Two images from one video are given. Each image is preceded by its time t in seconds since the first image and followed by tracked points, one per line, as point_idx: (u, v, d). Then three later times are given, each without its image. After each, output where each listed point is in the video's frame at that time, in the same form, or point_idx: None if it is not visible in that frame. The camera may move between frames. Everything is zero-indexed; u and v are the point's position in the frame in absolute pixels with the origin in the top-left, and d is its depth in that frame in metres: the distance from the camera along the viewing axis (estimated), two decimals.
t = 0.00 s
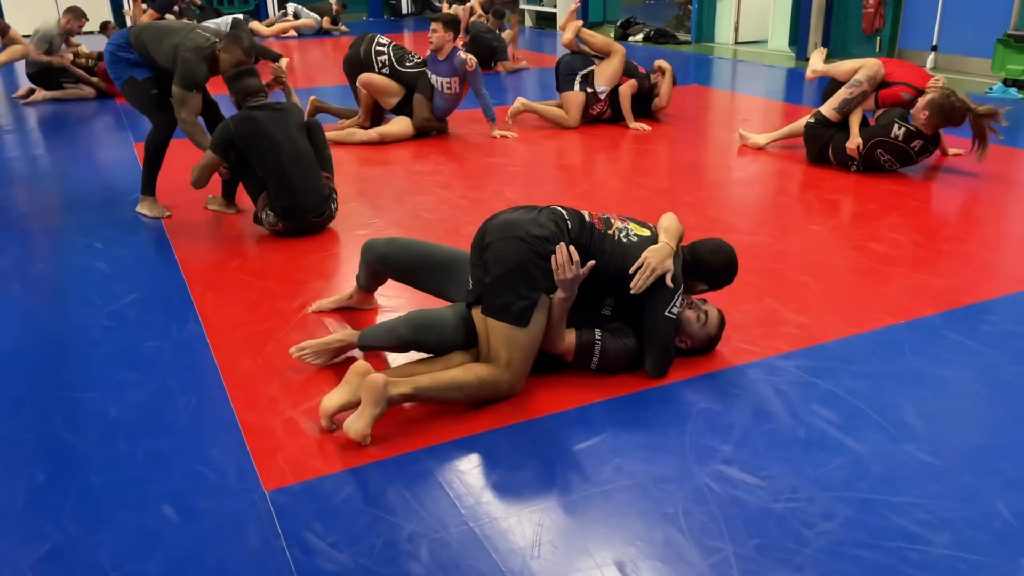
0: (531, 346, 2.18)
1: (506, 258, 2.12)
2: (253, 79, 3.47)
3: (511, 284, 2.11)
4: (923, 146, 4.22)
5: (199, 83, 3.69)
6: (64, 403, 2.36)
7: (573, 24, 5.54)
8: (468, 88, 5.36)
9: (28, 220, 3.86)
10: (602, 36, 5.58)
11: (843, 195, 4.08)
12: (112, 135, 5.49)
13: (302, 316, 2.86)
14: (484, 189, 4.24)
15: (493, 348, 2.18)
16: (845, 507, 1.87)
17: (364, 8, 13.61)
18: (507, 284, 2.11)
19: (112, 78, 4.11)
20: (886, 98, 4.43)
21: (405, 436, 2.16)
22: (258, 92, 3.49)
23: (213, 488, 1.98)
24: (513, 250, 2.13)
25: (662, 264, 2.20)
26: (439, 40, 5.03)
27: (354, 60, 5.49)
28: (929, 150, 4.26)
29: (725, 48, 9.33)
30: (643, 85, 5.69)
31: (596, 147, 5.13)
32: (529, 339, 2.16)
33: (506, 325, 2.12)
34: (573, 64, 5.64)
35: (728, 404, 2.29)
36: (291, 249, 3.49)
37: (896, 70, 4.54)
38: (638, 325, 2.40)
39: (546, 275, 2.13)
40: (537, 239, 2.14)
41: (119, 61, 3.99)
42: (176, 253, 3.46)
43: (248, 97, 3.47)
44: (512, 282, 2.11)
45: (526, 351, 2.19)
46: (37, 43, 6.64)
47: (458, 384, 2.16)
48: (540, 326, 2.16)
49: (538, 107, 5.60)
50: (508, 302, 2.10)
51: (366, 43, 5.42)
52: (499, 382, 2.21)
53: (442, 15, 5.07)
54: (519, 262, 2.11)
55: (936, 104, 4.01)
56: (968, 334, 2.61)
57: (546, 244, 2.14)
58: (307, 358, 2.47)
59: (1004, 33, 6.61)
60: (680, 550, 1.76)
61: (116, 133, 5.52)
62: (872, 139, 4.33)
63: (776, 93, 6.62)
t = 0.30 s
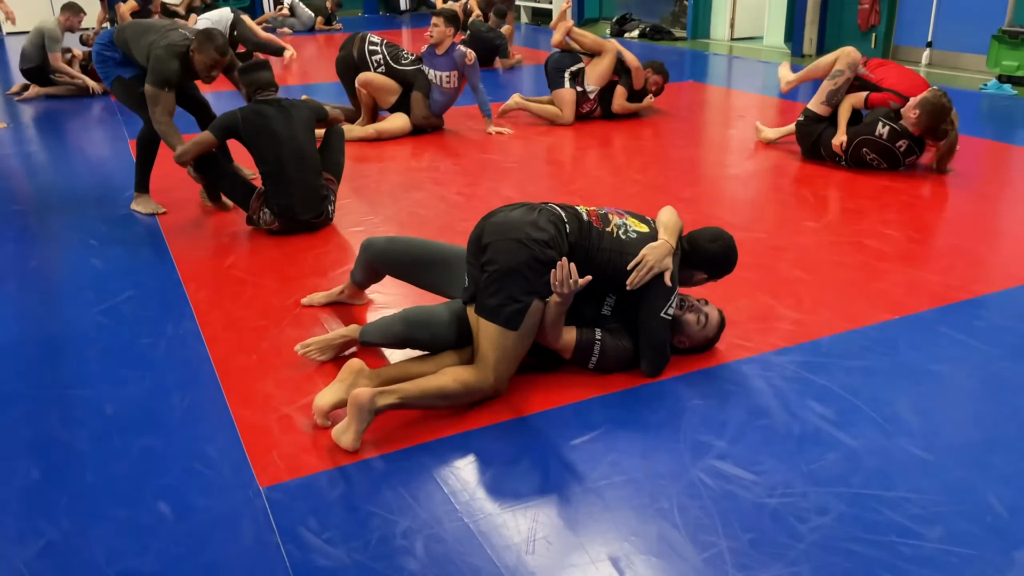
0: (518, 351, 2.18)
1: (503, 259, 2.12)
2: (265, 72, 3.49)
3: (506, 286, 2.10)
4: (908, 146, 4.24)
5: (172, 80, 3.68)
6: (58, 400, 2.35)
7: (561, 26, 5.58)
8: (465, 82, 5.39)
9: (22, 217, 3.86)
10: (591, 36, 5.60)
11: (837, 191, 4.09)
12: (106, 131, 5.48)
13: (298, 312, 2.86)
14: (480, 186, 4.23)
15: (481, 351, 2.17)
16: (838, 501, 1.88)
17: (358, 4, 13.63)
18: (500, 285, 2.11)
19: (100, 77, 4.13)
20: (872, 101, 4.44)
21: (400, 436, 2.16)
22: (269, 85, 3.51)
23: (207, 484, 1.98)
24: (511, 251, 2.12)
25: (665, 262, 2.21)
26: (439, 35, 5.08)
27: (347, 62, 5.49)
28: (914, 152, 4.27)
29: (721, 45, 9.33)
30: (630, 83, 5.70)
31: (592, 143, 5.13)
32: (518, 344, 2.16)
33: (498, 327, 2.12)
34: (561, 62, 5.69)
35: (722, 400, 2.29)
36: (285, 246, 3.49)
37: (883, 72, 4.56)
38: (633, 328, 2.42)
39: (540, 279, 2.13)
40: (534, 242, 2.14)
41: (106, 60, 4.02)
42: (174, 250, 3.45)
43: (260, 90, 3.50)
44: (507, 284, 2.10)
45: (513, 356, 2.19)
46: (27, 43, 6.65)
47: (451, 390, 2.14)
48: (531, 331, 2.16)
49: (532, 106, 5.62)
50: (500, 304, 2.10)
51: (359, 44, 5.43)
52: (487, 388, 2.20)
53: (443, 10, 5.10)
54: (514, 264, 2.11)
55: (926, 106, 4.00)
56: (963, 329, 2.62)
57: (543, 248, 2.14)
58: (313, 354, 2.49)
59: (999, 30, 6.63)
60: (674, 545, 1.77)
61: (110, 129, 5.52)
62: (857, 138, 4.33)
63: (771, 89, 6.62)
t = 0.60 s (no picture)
0: (518, 344, 2.15)
1: (500, 251, 2.10)
2: (248, 71, 3.48)
3: (503, 279, 2.09)
4: (898, 149, 4.23)
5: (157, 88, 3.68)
6: (51, 399, 2.35)
7: (546, 25, 5.55)
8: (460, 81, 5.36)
9: (15, 215, 3.85)
10: (578, 34, 5.57)
11: (830, 189, 4.09)
12: (100, 129, 5.47)
13: (292, 310, 2.86)
14: (474, 184, 4.23)
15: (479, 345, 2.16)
16: (831, 498, 1.88)
17: (354, 1, 13.63)
18: (497, 278, 2.09)
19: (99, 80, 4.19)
20: (872, 100, 4.41)
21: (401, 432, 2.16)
22: (252, 85, 3.49)
23: (201, 482, 1.98)
24: (507, 243, 2.11)
25: (666, 261, 2.19)
26: (439, 32, 5.02)
27: (342, 58, 5.49)
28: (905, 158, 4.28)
29: (715, 43, 9.34)
30: (622, 78, 5.63)
31: (587, 141, 5.13)
32: (518, 338, 2.14)
33: (496, 321, 2.10)
34: (550, 61, 5.69)
35: (715, 397, 2.30)
36: (279, 244, 3.49)
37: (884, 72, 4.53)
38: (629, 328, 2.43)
39: (536, 269, 2.11)
40: (530, 233, 2.12)
41: (100, 63, 4.07)
42: (168, 249, 3.44)
43: (245, 89, 3.47)
44: (503, 276, 2.09)
45: (511, 349, 2.17)
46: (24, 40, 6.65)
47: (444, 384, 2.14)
48: (531, 322, 2.14)
49: (526, 106, 5.63)
50: (498, 296, 2.09)
51: (354, 40, 5.42)
52: (484, 382, 2.18)
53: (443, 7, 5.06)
54: (512, 255, 2.09)
55: (920, 113, 4.01)
56: (955, 326, 2.63)
57: (539, 238, 2.12)
58: (321, 357, 2.49)
59: (992, 28, 6.65)
60: (668, 541, 1.77)
61: (104, 127, 5.51)
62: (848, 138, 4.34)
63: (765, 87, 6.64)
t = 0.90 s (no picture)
0: (595, 253, 2.06)
1: (500, 224, 2.11)
2: (236, 65, 3.47)
3: (517, 239, 2.08)
4: (887, 151, 4.24)
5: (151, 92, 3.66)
6: (42, 398, 2.34)
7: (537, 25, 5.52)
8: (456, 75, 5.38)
9: (6, 213, 3.83)
10: (567, 34, 5.57)
11: (824, 187, 4.10)
12: (92, 128, 5.45)
13: (285, 309, 2.85)
14: (468, 183, 4.23)
15: (567, 281, 2.05)
16: (823, 497, 1.88)
17: None
18: (512, 242, 2.08)
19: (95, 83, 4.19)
20: (868, 101, 4.33)
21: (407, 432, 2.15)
22: (241, 78, 3.47)
23: (193, 482, 1.97)
24: (496, 218, 2.13)
25: (642, 264, 2.14)
26: (434, 28, 5.04)
27: (336, 58, 5.44)
28: (896, 161, 4.29)
29: (710, 41, 9.35)
30: (612, 81, 5.58)
31: (580, 139, 5.14)
32: (586, 252, 2.05)
33: (546, 264, 2.05)
34: (544, 59, 5.71)
35: (707, 396, 2.30)
36: (273, 243, 3.48)
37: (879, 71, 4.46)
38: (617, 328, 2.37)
39: (541, 219, 2.10)
40: (512, 203, 2.14)
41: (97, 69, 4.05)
42: (160, 247, 3.43)
43: (235, 85, 3.45)
44: (514, 237, 2.08)
45: (600, 259, 2.05)
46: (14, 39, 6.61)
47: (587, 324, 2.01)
48: (581, 241, 2.08)
49: (520, 105, 5.63)
50: (523, 251, 2.07)
51: (348, 40, 5.37)
52: (621, 290, 2.03)
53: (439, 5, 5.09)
54: (510, 222, 2.09)
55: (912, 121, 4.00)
56: (947, 324, 2.64)
57: (523, 203, 2.14)
58: (326, 371, 2.40)
59: (985, 27, 6.67)
60: (661, 540, 1.77)
61: (96, 126, 5.50)
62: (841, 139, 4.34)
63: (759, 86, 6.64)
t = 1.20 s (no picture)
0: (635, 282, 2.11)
1: (546, 238, 2.10)
2: (235, 66, 3.46)
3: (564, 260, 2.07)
4: (873, 151, 4.24)
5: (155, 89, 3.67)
6: (34, 397, 2.33)
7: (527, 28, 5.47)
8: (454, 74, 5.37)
9: None
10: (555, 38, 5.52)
11: (818, 187, 4.11)
12: (84, 126, 5.43)
13: (279, 308, 2.85)
14: (463, 181, 4.23)
15: (613, 306, 2.08)
16: (816, 495, 1.89)
17: None
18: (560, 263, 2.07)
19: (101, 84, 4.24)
20: (861, 100, 4.37)
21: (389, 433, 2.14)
22: (240, 78, 3.47)
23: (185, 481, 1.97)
24: (539, 232, 2.10)
25: (609, 209, 2.29)
26: (433, 25, 5.05)
27: (332, 56, 5.41)
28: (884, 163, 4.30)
29: (704, 40, 9.36)
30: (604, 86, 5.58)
31: (575, 138, 5.14)
32: (629, 279, 2.10)
33: (593, 288, 2.06)
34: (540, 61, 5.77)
35: (701, 395, 2.30)
36: (267, 242, 3.47)
37: (877, 71, 4.49)
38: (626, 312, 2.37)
39: (583, 240, 2.10)
40: (553, 220, 2.12)
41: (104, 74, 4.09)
42: (154, 246, 3.42)
43: (232, 84, 3.44)
44: (563, 258, 2.07)
45: (639, 288, 2.11)
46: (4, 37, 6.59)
47: (643, 347, 2.05)
48: (622, 267, 2.11)
49: (516, 104, 5.64)
50: (574, 269, 2.07)
51: (343, 39, 5.34)
52: (658, 321, 2.10)
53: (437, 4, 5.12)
54: (556, 239, 2.10)
55: (897, 121, 4.03)
56: (940, 323, 2.64)
57: (564, 221, 2.13)
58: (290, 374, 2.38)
59: (978, 27, 6.69)
60: (654, 539, 1.77)
61: (90, 124, 5.48)
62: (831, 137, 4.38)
63: (754, 85, 6.65)
